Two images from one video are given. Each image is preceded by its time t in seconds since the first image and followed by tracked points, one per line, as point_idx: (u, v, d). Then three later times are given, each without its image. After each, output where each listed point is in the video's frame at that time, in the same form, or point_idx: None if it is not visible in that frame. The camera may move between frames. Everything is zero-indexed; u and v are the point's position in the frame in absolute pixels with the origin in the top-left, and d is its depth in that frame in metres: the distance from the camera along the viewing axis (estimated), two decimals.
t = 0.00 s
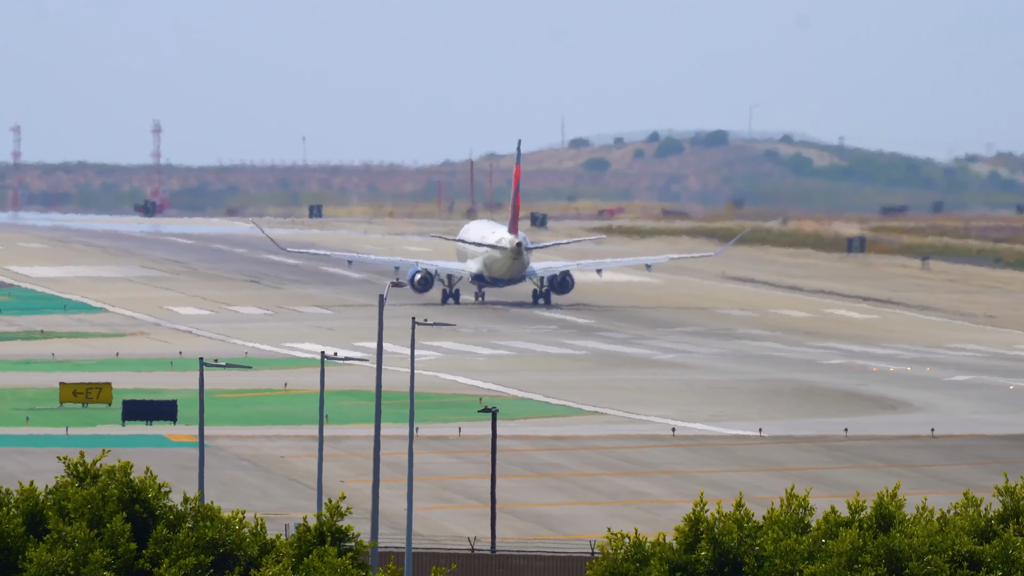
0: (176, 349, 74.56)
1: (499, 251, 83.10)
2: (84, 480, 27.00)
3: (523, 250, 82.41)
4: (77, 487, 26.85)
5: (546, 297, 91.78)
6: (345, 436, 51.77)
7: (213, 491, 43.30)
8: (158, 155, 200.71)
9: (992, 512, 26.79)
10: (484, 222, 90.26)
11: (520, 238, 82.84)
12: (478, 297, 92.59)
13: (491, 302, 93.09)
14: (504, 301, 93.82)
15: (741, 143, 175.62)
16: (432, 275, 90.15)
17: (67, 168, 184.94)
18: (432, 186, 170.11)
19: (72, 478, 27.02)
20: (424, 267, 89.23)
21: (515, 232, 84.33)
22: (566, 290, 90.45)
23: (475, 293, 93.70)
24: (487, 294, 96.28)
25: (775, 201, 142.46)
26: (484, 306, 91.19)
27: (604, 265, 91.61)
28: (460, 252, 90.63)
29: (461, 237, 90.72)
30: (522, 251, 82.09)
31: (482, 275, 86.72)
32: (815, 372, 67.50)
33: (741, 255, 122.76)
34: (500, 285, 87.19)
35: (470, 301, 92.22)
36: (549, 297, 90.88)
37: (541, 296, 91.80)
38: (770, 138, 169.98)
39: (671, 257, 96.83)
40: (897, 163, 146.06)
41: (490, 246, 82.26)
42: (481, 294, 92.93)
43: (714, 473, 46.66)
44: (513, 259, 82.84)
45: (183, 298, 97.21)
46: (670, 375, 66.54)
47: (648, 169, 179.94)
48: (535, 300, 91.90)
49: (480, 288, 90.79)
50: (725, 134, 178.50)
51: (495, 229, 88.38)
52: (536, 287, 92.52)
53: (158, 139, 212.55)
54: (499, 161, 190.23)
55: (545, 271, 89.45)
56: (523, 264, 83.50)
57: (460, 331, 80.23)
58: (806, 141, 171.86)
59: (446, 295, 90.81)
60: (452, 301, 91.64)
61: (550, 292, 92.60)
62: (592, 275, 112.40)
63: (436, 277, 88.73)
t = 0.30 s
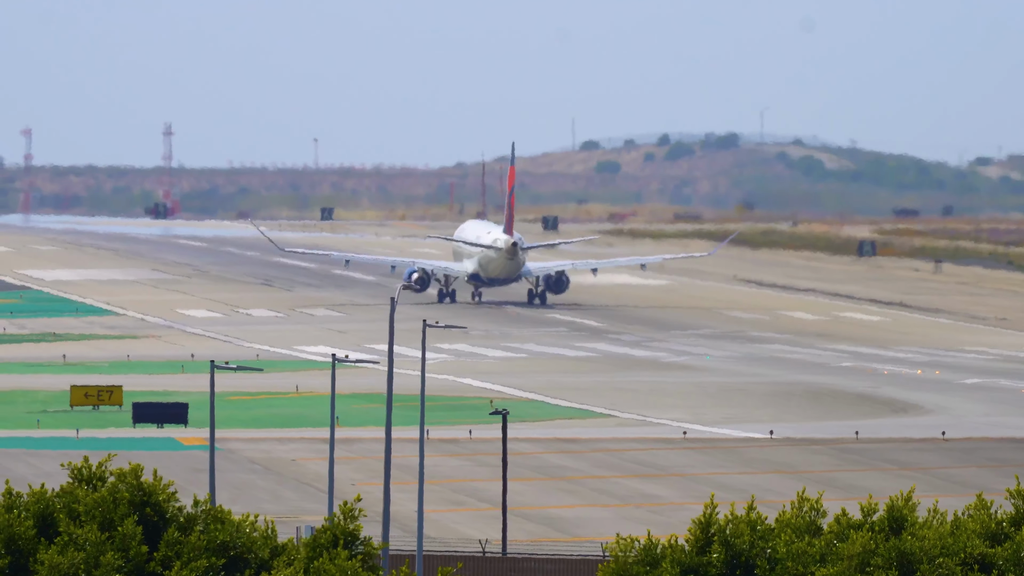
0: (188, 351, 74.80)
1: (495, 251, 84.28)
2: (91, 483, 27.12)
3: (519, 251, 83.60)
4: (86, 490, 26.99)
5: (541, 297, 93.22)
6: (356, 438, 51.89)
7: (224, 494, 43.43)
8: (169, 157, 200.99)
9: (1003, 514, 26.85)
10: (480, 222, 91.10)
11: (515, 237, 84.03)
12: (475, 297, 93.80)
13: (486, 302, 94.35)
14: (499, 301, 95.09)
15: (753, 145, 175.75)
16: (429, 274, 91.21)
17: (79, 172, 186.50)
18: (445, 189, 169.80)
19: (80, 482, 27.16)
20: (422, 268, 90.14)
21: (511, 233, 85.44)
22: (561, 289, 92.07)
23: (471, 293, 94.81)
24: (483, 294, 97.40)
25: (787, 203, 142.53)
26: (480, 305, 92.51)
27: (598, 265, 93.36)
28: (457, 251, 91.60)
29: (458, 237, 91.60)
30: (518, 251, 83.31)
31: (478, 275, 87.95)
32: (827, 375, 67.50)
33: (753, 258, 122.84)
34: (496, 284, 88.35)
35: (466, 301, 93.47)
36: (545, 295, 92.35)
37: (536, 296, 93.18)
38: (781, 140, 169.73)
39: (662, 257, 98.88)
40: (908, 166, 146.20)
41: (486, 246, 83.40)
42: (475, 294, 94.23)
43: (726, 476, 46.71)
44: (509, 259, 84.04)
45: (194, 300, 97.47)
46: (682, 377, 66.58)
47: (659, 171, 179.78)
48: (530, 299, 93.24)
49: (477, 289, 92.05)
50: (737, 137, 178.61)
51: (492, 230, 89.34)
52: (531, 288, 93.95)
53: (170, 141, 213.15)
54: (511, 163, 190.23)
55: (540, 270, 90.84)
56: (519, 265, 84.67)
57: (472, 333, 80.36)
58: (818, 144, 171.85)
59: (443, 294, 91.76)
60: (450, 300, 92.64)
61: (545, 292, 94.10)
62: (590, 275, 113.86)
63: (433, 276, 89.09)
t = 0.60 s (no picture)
0: (199, 355, 74.88)
1: (490, 251, 85.53)
2: (100, 486, 27.16)
3: (514, 250, 85.06)
4: (94, 494, 27.03)
5: (536, 297, 94.54)
6: (367, 441, 51.95)
7: (235, 497, 43.48)
8: (180, 160, 201.14)
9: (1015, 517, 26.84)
10: (478, 223, 91.66)
11: (510, 237, 85.36)
12: (470, 297, 94.86)
13: (481, 302, 95.42)
14: (493, 301, 96.13)
15: (763, 147, 175.91)
16: (426, 275, 92.15)
17: (89, 174, 187.06)
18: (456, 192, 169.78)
19: (88, 485, 27.19)
20: (418, 268, 91.09)
21: (505, 233, 86.86)
22: (556, 290, 93.56)
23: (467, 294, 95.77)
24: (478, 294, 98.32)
25: (798, 205, 142.51)
26: (475, 304, 93.71)
27: (592, 265, 94.54)
28: (452, 252, 92.52)
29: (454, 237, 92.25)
30: (512, 250, 84.64)
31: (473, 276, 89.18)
32: (838, 378, 67.39)
33: (764, 261, 122.77)
34: (491, 285, 89.54)
35: (462, 301, 94.60)
36: (540, 296, 93.73)
37: (531, 296, 94.44)
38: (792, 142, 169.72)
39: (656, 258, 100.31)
40: (919, 167, 146.30)
41: (481, 246, 84.66)
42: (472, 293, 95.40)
43: (736, 478, 46.69)
44: (503, 258, 85.33)
45: (205, 303, 97.58)
46: (693, 380, 66.54)
47: (670, 174, 179.59)
48: (525, 300, 94.45)
49: (472, 289, 93.20)
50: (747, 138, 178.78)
51: (486, 230, 90.06)
52: (526, 289, 95.17)
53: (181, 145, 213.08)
54: (522, 166, 190.19)
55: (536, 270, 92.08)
56: (514, 264, 86.00)
57: (482, 336, 80.40)
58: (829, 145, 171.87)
59: (439, 294, 92.60)
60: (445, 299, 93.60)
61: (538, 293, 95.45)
62: (599, 277, 113.99)
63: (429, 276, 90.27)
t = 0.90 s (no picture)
0: (211, 358, 74.97)
1: (486, 251, 85.93)
2: (112, 489, 27.27)
3: (509, 251, 85.31)
4: (105, 497, 27.14)
5: (532, 297, 96.22)
6: (378, 444, 52.00)
7: (246, 500, 43.55)
8: (191, 165, 201.29)
9: None
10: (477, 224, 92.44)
11: (506, 237, 85.66)
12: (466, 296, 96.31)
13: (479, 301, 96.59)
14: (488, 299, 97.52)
15: (774, 150, 176.04)
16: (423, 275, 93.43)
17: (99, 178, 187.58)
18: (467, 195, 169.63)
19: (100, 488, 27.30)
20: (415, 268, 92.36)
21: (502, 232, 87.13)
22: (552, 290, 95.24)
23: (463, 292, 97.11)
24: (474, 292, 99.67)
25: (810, 208, 142.28)
26: (471, 303, 95.00)
27: (588, 266, 96.01)
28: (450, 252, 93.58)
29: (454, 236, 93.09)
30: (508, 251, 84.96)
31: (470, 274, 89.73)
32: (850, 381, 67.29)
33: (775, 264, 122.65)
34: (489, 283, 90.00)
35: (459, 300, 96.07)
36: (536, 296, 95.40)
37: (527, 296, 96.03)
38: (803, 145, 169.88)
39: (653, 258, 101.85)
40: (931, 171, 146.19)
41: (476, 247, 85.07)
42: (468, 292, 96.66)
43: (748, 482, 46.66)
44: (499, 258, 85.71)
45: (216, 306, 97.71)
46: (705, 383, 66.52)
47: (681, 176, 179.34)
48: (520, 299, 95.96)
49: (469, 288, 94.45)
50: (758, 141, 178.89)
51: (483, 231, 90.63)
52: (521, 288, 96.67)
53: (192, 149, 213.17)
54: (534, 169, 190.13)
55: (533, 271, 93.66)
56: (509, 264, 86.31)
57: (494, 339, 80.41)
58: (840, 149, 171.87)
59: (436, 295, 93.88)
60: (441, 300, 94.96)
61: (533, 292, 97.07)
62: (611, 281, 113.96)
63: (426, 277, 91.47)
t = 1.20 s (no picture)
0: (224, 361, 75.16)
1: (485, 252, 86.50)
2: (128, 491, 27.38)
3: (508, 251, 85.83)
4: (123, 498, 27.27)
5: (530, 296, 97.40)
6: (392, 447, 52.13)
7: (260, 503, 43.67)
8: (205, 169, 201.66)
9: None
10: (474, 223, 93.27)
11: (505, 239, 86.27)
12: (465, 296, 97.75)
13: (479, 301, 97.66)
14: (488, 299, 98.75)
15: (787, 154, 176.20)
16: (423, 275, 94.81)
17: (113, 180, 188.30)
18: (481, 198, 169.54)
19: (117, 489, 27.41)
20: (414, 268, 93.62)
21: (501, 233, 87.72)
22: (549, 289, 96.43)
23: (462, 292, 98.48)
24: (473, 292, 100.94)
25: (824, 212, 142.09)
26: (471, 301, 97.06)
27: (585, 265, 97.23)
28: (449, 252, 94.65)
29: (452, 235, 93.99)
30: (507, 252, 85.54)
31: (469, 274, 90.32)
32: (863, 384, 67.25)
33: (789, 266, 122.59)
34: (486, 283, 90.61)
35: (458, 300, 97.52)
36: (533, 295, 96.59)
37: (524, 295, 97.18)
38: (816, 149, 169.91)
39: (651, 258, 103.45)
40: (944, 175, 146.10)
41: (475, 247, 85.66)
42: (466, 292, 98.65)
43: (762, 485, 46.70)
44: (498, 259, 86.31)
45: (230, 309, 97.93)
46: (718, 386, 66.56)
47: (695, 179, 179.18)
48: (518, 298, 97.12)
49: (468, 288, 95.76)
50: (771, 144, 178.93)
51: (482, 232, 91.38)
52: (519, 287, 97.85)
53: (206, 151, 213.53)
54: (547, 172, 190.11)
55: (530, 271, 94.91)
56: (507, 265, 86.84)
57: (508, 343, 80.53)
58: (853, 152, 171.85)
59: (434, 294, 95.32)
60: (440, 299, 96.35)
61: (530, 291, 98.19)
62: (624, 283, 114.05)
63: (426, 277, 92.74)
